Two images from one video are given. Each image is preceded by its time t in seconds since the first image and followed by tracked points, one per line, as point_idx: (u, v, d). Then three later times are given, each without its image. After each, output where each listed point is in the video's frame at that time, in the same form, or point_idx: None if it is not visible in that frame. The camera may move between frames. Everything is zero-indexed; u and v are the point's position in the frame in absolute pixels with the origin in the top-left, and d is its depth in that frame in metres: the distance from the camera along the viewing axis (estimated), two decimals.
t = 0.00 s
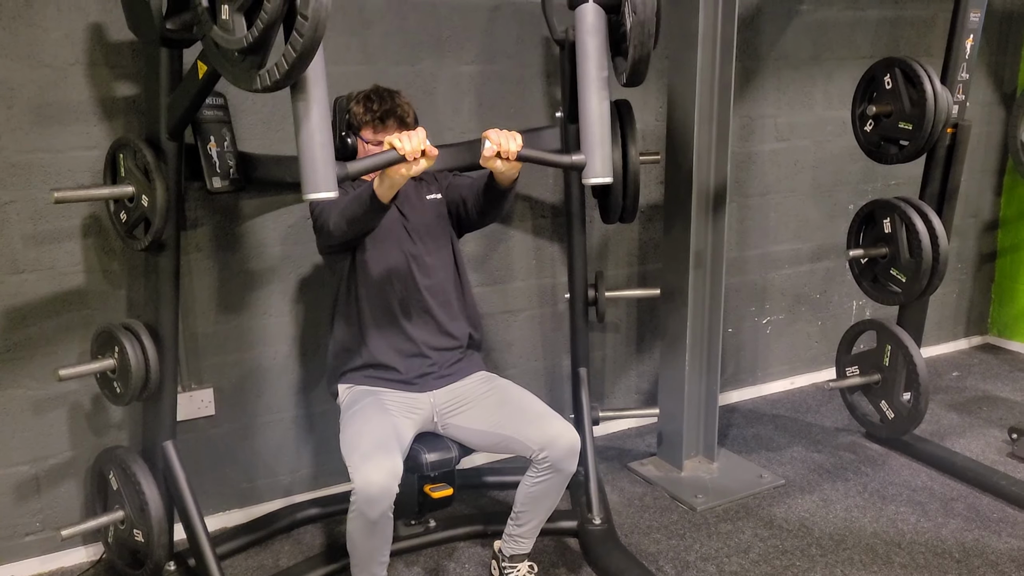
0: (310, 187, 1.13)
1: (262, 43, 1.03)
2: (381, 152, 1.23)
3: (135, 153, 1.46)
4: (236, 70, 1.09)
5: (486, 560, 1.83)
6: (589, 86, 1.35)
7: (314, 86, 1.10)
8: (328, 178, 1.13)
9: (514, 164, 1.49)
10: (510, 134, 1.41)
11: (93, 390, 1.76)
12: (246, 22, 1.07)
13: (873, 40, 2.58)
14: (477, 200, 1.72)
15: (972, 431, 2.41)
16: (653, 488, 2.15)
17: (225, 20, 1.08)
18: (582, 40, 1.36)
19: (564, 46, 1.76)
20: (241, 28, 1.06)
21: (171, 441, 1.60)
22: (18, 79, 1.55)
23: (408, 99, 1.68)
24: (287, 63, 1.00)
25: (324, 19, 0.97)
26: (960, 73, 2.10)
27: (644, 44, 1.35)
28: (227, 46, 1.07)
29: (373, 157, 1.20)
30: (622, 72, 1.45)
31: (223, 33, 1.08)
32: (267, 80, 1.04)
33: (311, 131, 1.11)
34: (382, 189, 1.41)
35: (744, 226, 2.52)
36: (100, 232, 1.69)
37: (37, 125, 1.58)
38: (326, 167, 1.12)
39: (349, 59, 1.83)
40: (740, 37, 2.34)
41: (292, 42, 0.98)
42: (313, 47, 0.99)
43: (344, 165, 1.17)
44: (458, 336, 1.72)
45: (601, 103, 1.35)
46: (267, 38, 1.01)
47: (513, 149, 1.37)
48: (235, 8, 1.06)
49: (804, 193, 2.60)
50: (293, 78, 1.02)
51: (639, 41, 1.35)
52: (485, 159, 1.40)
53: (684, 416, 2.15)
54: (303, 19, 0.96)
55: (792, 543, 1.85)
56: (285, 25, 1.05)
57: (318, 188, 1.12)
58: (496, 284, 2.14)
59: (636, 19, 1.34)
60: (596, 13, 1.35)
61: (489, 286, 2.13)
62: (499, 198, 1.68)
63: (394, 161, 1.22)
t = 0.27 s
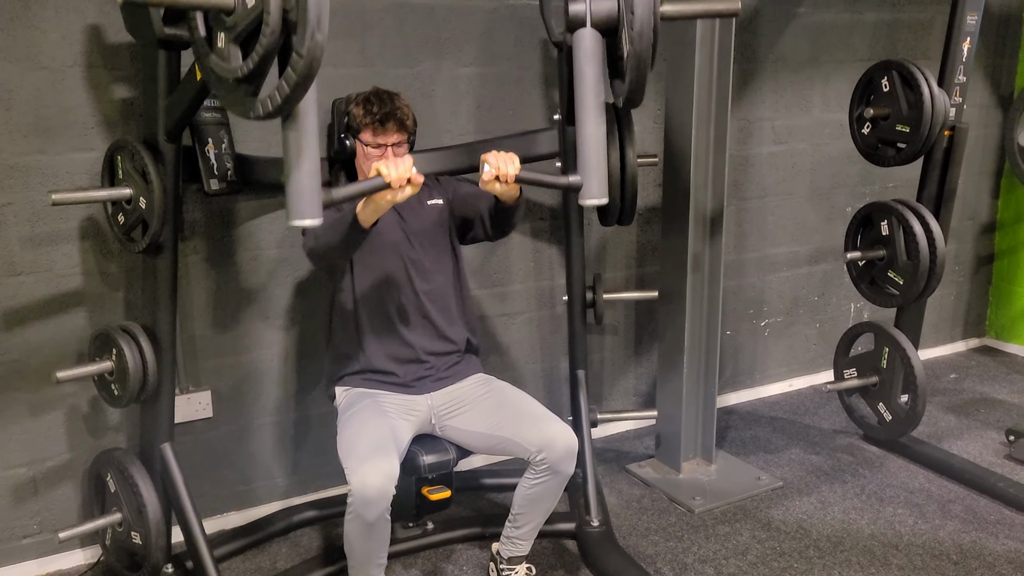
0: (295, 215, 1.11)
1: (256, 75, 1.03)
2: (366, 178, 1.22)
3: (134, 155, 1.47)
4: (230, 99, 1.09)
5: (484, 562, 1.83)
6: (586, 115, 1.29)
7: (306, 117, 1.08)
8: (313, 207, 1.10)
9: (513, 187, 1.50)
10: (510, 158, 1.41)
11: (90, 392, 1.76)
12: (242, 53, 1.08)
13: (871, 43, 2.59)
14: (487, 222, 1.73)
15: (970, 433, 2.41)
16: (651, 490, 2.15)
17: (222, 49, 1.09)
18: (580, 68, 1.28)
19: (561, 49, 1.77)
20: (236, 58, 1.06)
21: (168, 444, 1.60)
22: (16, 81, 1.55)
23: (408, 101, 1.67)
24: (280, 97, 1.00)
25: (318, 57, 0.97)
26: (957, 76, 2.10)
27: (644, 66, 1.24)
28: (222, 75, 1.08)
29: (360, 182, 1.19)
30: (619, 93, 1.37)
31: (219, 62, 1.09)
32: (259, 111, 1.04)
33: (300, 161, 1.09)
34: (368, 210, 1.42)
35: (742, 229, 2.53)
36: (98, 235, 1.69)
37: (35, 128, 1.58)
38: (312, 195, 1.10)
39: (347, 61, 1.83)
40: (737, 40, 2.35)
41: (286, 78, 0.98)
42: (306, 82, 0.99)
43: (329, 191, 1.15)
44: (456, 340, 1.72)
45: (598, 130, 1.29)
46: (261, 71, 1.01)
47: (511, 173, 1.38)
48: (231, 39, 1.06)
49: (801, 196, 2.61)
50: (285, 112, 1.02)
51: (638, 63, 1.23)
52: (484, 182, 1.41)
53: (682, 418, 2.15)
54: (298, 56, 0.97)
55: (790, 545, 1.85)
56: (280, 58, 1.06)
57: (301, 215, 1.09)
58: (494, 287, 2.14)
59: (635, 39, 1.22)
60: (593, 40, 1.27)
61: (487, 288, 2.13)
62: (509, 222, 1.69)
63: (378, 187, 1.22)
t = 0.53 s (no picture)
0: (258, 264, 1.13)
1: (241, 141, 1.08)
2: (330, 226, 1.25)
3: (133, 156, 1.47)
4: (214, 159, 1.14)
5: (483, 564, 1.83)
6: (581, 159, 1.37)
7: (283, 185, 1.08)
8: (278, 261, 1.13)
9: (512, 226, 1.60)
10: (509, 198, 1.51)
11: (89, 394, 1.76)
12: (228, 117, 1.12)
13: (869, 45, 2.59)
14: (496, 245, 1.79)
15: (968, 434, 2.41)
16: (650, 492, 2.15)
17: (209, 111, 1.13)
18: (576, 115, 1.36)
19: (559, 50, 1.77)
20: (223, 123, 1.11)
21: (167, 446, 1.60)
22: (14, 82, 1.55)
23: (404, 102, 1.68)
24: (261, 167, 1.05)
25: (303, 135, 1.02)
26: (955, 77, 2.11)
27: (637, 118, 1.29)
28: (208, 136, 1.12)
29: (323, 231, 1.22)
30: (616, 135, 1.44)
31: (207, 123, 1.13)
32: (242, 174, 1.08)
33: (274, 219, 1.10)
34: (333, 249, 1.45)
35: (741, 230, 2.53)
36: (97, 236, 1.69)
37: (33, 129, 1.59)
38: (275, 250, 1.11)
39: (346, 63, 1.83)
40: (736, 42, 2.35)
41: (270, 152, 1.03)
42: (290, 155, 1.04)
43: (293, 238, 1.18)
44: (453, 345, 1.72)
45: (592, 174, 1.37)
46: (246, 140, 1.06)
47: (510, 213, 1.48)
48: (217, 105, 1.11)
49: (800, 197, 2.61)
50: (266, 179, 1.07)
51: (630, 117, 1.29)
52: (484, 224, 1.51)
53: (681, 420, 2.16)
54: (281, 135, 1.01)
55: (788, 546, 1.85)
56: (266, 128, 1.10)
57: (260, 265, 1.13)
58: (492, 288, 2.14)
59: (627, 96, 1.27)
60: (589, 89, 1.35)
61: (485, 290, 2.13)
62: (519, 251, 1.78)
63: (341, 237, 1.25)
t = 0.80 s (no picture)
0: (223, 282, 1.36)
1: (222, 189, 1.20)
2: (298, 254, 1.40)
3: (132, 157, 1.47)
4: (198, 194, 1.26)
5: (482, 565, 1.83)
6: (579, 195, 1.47)
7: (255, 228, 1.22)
8: (239, 284, 1.35)
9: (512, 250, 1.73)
10: (508, 224, 1.65)
11: (89, 395, 1.76)
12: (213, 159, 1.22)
13: (869, 47, 2.59)
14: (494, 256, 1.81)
15: (967, 435, 2.41)
16: (649, 493, 2.15)
17: (195, 153, 1.23)
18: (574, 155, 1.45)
19: (558, 52, 1.77)
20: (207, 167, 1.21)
21: (167, 447, 1.60)
22: (15, 84, 1.55)
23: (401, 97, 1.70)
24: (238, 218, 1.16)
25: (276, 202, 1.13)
26: (954, 79, 2.11)
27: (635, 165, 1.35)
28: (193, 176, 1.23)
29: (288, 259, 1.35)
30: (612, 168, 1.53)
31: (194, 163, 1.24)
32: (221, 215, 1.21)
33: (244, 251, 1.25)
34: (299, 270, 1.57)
35: (740, 232, 2.53)
36: (97, 237, 1.69)
37: (33, 130, 1.59)
38: (238, 278, 1.33)
39: (345, 64, 1.84)
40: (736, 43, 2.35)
41: (246, 209, 1.14)
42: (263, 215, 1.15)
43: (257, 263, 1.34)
44: (450, 348, 1.72)
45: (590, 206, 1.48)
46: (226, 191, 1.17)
47: (509, 240, 1.63)
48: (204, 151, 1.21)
49: (800, 199, 2.61)
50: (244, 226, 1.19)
51: (628, 163, 1.35)
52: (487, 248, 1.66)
53: (680, 421, 2.16)
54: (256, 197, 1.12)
55: (788, 547, 1.85)
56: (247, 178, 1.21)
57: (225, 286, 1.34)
58: (491, 289, 2.14)
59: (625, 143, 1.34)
60: (586, 132, 1.43)
61: (484, 291, 2.13)
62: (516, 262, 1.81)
63: (305, 264, 1.38)
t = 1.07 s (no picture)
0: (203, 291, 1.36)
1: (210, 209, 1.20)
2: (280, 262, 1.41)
3: (131, 158, 1.47)
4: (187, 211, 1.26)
5: (481, 566, 1.83)
6: (576, 205, 1.60)
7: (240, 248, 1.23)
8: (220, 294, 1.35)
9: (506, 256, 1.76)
10: (508, 232, 1.66)
11: (88, 396, 1.76)
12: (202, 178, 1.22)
13: (868, 48, 2.60)
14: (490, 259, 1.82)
15: (967, 437, 2.41)
16: (648, 495, 2.15)
17: (186, 171, 1.23)
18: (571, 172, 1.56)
19: (558, 53, 1.77)
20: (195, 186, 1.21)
21: (167, 448, 1.59)
22: (14, 85, 1.55)
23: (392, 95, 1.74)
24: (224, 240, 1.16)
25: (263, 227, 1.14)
26: (953, 81, 2.11)
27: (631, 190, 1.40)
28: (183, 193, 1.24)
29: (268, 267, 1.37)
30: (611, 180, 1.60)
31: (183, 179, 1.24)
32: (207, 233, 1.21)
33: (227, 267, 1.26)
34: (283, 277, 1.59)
35: (739, 233, 2.53)
36: (96, 239, 1.69)
37: (33, 131, 1.59)
38: (219, 289, 1.34)
39: (345, 66, 1.84)
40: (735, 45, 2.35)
41: (233, 233, 1.14)
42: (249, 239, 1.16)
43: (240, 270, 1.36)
44: (450, 348, 1.72)
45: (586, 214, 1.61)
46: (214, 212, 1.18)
47: (508, 247, 1.64)
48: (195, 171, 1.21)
49: (799, 200, 2.61)
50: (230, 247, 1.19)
51: (623, 187, 1.41)
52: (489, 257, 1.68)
53: (679, 422, 2.16)
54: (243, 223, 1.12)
55: (787, 548, 1.85)
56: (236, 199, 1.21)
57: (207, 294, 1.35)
58: (491, 290, 2.14)
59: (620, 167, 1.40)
60: (583, 151, 1.52)
61: (484, 293, 2.13)
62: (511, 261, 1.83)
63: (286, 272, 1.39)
